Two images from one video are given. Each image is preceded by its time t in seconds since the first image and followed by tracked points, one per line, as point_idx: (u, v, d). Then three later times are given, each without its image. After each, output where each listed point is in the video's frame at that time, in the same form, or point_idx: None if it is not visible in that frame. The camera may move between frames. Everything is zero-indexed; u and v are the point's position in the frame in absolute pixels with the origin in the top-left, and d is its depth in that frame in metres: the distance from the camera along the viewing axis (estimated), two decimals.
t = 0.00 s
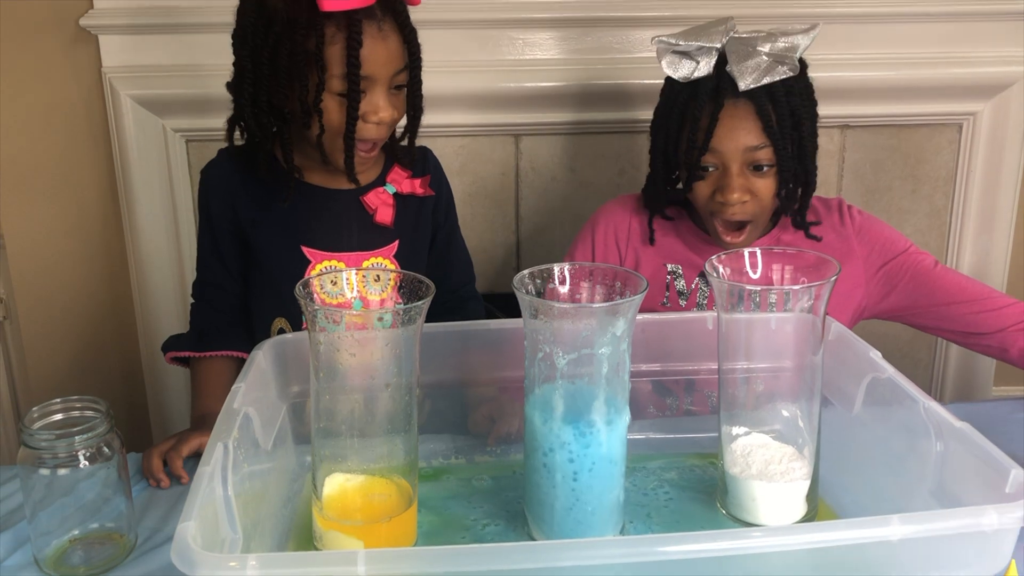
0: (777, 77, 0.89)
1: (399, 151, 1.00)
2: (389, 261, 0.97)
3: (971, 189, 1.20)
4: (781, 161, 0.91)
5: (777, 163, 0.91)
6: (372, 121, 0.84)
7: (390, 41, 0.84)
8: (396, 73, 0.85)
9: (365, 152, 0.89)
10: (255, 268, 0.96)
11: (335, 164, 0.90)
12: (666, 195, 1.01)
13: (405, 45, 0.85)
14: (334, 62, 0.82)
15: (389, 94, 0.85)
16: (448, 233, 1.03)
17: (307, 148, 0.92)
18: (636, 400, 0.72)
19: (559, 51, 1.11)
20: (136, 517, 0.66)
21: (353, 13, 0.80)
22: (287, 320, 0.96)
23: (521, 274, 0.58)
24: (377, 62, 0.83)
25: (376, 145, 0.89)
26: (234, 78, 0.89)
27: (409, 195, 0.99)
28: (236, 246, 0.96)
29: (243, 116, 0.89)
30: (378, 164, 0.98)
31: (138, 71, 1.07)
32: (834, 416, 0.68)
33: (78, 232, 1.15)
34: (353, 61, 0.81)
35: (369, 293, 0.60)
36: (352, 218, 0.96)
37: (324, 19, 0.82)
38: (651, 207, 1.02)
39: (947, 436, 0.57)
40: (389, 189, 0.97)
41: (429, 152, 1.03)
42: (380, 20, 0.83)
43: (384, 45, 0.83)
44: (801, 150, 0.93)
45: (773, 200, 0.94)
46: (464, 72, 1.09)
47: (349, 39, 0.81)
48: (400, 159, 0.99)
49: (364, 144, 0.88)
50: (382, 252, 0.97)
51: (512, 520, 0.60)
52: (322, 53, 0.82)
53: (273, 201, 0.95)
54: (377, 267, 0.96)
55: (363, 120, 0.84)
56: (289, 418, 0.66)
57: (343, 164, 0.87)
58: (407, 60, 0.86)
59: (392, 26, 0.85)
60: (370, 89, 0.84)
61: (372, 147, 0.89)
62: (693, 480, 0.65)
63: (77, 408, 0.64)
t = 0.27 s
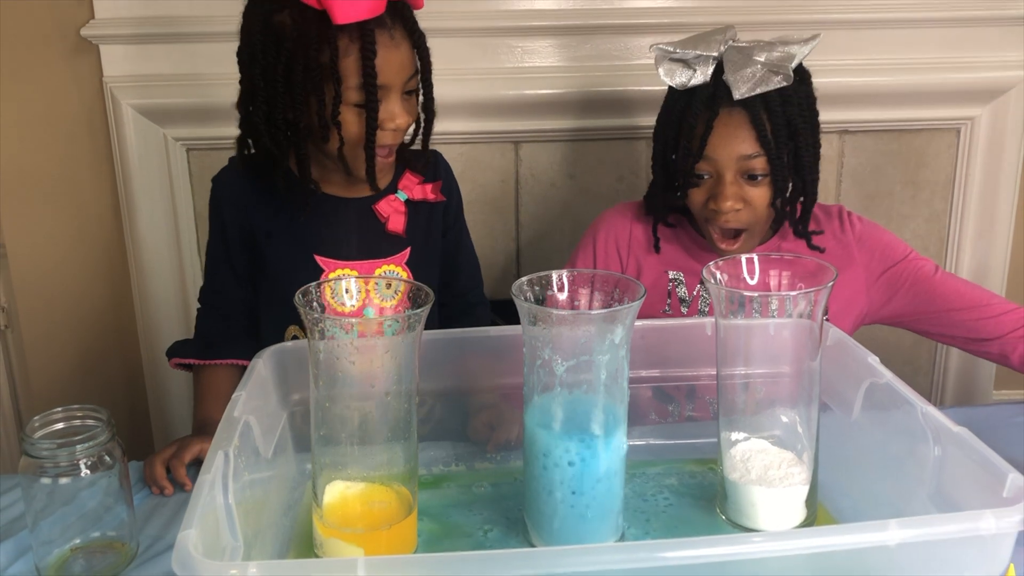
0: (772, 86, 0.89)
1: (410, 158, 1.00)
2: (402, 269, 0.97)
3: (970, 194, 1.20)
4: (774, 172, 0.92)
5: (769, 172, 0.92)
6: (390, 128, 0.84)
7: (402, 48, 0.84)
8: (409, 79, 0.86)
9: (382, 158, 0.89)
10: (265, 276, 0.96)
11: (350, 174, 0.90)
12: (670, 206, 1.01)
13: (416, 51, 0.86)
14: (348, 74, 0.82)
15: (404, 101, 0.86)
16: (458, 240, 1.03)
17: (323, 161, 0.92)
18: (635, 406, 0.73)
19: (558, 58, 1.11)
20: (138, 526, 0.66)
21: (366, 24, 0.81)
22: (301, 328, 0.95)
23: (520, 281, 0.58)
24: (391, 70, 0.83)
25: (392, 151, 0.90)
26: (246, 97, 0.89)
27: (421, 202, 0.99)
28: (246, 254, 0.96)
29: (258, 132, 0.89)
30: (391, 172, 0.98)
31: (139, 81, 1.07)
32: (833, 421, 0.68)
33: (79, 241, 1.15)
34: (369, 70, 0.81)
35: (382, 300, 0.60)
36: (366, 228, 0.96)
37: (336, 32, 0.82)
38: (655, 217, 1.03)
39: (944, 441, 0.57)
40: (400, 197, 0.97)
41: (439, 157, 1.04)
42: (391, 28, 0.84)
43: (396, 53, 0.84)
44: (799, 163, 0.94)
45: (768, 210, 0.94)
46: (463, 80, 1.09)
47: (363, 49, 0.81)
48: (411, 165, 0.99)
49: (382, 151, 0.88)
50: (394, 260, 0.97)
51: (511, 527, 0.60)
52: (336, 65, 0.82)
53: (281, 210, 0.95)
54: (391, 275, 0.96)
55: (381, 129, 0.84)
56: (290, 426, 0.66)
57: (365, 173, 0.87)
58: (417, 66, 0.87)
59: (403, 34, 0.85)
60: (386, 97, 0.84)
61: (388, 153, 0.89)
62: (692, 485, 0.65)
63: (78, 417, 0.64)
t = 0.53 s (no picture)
0: (758, 90, 0.89)
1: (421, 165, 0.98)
2: (415, 279, 0.97)
3: (969, 201, 1.20)
4: (761, 175, 0.91)
5: (757, 176, 0.92)
6: (392, 142, 0.84)
7: (401, 62, 0.84)
8: (409, 92, 0.85)
9: (387, 171, 0.89)
10: (281, 287, 0.96)
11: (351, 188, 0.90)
12: (658, 210, 1.01)
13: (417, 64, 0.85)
14: (346, 90, 0.82)
15: (404, 115, 0.85)
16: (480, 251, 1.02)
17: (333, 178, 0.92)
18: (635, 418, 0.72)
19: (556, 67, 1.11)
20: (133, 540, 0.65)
21: (361, 42, 0.80)
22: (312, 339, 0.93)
23: (517, 292, 0.58)
24: (389, 84, 0.83)
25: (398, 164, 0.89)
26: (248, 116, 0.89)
27: (435, 210, 0.98)
28: (260, 262, 0.96)
29: (259, 150, 0.88)
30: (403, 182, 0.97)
31: (136, 90, 1.07)
32: (832, 431, 0.68)
33: (75, 252, 1.15)
34: (366, 87, 0.81)
35: (393, 308, 0.59)
36: (379, 237, 0.96)
37: (332, 50, 0.81)
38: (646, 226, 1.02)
39: (945, 451, 0.57)
40: (415, 206, 0.96)
41: (455, 161, 1.02)
42: (389, 43, 0.83)
43: (395, 67, 0.83)
44: (786, 166, 0.93)
45: (755, 213, 0.94)
46: (461, 89, 1.09)
47: (359, 67, 0.80)
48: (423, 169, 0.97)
49: (387, 164, 0.88)
50: (408, 270, 0.96)
51: (510, 540, 0.60)
52: (332, 84, 0.82)
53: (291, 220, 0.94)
54: (403, 285, 0.96)
55: (381, 143, 0.84)
56: (287, 438, 0.66)
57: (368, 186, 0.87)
58: (420, 78, 0.86)
59: (402, 48, 0.84)
60: (386, 113, 0.84)
61: (393, 164, 0.89)
62: (691, 497, 0.65)
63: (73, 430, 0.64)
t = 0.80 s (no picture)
0: (730, 96, 0.88)
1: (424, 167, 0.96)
2: (417, 282, 0.95)
3: (965, 207, 1.20)
4: (737, 180, 0.91)
5: (734, 181, 0.91)
6: (375, 155, 0.83)
7: (385, 77, 0.82)
8: (396, 106, 0.84)
9: (376, 184, 0.88)
10: (284, 288, 0.95)
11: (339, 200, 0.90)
12: (638, 220, 1.00)
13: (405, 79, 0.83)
14: (326, 100, 0.83)
15: (391, 128, 0.84)
16: (491, 255, 0.98)
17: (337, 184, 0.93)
18: (630, 424, 0.72)
19: (550, 74, 1.11)
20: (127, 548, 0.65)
21: (341, 56, 0.80)
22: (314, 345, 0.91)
23: (513, 298, 0.58)
24: (374, 98, 0.82)
25: (390, 176, 0.88)
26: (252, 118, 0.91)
27: (439, 213, 0.96)
28: (272, 263, 0.95)
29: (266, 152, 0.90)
30: (406, 181, 0.95)
31: (130, 97, 1.07)
32: (828, 437, 0.68)
33: (70, 259, 1.14)
34: (343, 100, 0.81)
35: (392, 308, 0.58)
36: (378, 241, 0.95)
37: (316, 61, 0.82)
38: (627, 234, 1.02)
39: (942, 458, 0.56)
40: (416, 210, 0.95)
41: (462, 162, 1.00)
42: (372, 56, 0.82)
43: (380, 83, 0.82)
44: (762, 170, 0.93)
45: (733, 218, 0.93)
46: (456, 96, 1.09)
47: (338, 81, 0.80)
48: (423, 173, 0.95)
49: (375, 176, 0.87)
50: (409, 272, 0.95)
51: (506, 548, 0.59)
52: (314, 95, 0.83)
53: (302, 227, 0.94)
54: (402, 287, 0.95)
55: (365, 155, 0.84)
56: (282, 445, 0.65)
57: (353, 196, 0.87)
58: (409, 92, 0.85)
59: (387, 62, 0.83)
60: (370, 126, 0.83)
61: (384, 177, 0.88)
62: (688, 503, 0.65)
63: (66, 438, 0.64)
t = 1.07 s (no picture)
0: (716, 102, 0.89)
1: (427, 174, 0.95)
2: (415, 280, 0.94)
3: (960, 214, 1.20)
4: (726, 186, 0.91)
5: (723, 187, 0.91)
6: (367, 159, 0.83)
7: (379, 84, 0.82)
8: (391, 114, 0.83)
9: (372, 187, 0.88)
10: (282, 290, 0.93)
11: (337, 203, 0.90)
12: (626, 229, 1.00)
13: (400, 88, 0.82)
14: (323, 103, 0.83)
15: (386, 135, 0.84)
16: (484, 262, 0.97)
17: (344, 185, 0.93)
18: (627, 432, 0.72)
19: (546, 81, 1.11)
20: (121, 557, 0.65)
21: (333, 61, 0.80)
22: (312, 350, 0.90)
23: (508, 307, 0.58)
24: (368, 105, 0.82)
25: (387, 181, 0.88)
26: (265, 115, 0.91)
27: (438, 215, 0.95)
28: (273, 261, 0.93)
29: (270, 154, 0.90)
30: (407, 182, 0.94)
31: (126, 105, 1.07)
32: (825, 445, 0.68)
33: (65, 266, 1.14)
34: (334, 104, 0.81)
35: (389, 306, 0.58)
36: (378, 240, 0.94)
37: (313, 64, 0.82)
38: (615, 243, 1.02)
39: (938, 465, 0.56)
40: (417, 210, 0.94)
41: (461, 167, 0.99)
42: (367, 64, 0.81)
43: (375, 90, 0.82)
44: (749, 175, 0.93)
45: (724, 223, 0.94)
46: (452, 103, 1.09)
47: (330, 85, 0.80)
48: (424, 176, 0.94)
49: (372, 182, 0.87)
50: (407, 269, 0.94)
51: (503, 558, 0.59)
52: (311, 97, 0.83)
53: (301, 233, 0.93)
54: (401, 285, 0.94)
55: (358, 159, 0.84)
56: (278, 454, 0.65)
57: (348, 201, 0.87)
58: (403, 101, 0.83)
59: (382, 70, 0.82)
60: (363, 131, 0.83)
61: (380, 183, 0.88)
62: (685, 511, 0.64)
63: (59, 448, 0.63)
